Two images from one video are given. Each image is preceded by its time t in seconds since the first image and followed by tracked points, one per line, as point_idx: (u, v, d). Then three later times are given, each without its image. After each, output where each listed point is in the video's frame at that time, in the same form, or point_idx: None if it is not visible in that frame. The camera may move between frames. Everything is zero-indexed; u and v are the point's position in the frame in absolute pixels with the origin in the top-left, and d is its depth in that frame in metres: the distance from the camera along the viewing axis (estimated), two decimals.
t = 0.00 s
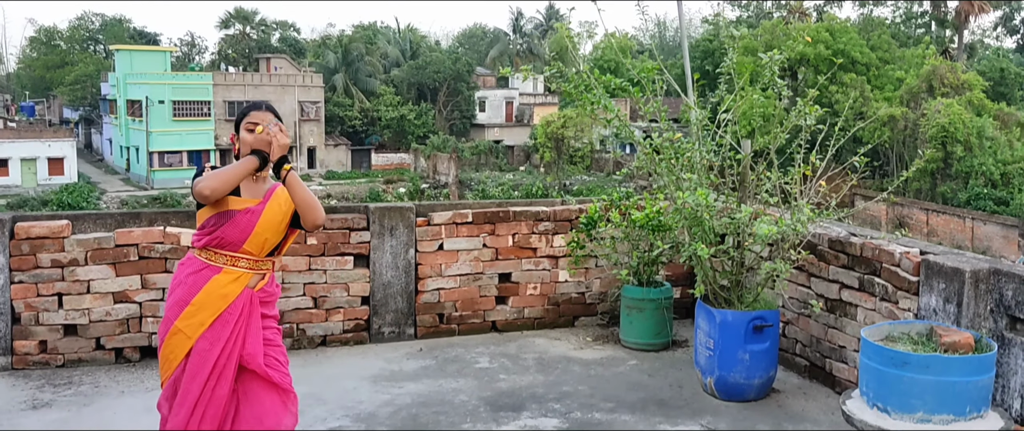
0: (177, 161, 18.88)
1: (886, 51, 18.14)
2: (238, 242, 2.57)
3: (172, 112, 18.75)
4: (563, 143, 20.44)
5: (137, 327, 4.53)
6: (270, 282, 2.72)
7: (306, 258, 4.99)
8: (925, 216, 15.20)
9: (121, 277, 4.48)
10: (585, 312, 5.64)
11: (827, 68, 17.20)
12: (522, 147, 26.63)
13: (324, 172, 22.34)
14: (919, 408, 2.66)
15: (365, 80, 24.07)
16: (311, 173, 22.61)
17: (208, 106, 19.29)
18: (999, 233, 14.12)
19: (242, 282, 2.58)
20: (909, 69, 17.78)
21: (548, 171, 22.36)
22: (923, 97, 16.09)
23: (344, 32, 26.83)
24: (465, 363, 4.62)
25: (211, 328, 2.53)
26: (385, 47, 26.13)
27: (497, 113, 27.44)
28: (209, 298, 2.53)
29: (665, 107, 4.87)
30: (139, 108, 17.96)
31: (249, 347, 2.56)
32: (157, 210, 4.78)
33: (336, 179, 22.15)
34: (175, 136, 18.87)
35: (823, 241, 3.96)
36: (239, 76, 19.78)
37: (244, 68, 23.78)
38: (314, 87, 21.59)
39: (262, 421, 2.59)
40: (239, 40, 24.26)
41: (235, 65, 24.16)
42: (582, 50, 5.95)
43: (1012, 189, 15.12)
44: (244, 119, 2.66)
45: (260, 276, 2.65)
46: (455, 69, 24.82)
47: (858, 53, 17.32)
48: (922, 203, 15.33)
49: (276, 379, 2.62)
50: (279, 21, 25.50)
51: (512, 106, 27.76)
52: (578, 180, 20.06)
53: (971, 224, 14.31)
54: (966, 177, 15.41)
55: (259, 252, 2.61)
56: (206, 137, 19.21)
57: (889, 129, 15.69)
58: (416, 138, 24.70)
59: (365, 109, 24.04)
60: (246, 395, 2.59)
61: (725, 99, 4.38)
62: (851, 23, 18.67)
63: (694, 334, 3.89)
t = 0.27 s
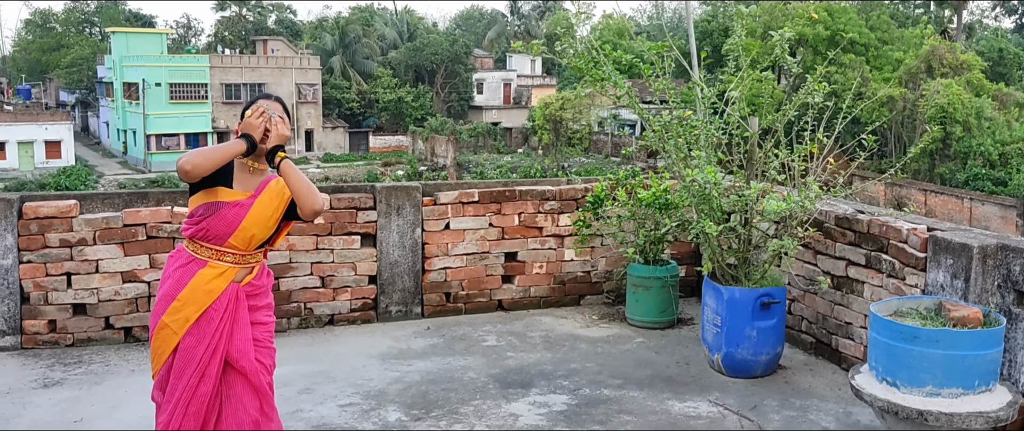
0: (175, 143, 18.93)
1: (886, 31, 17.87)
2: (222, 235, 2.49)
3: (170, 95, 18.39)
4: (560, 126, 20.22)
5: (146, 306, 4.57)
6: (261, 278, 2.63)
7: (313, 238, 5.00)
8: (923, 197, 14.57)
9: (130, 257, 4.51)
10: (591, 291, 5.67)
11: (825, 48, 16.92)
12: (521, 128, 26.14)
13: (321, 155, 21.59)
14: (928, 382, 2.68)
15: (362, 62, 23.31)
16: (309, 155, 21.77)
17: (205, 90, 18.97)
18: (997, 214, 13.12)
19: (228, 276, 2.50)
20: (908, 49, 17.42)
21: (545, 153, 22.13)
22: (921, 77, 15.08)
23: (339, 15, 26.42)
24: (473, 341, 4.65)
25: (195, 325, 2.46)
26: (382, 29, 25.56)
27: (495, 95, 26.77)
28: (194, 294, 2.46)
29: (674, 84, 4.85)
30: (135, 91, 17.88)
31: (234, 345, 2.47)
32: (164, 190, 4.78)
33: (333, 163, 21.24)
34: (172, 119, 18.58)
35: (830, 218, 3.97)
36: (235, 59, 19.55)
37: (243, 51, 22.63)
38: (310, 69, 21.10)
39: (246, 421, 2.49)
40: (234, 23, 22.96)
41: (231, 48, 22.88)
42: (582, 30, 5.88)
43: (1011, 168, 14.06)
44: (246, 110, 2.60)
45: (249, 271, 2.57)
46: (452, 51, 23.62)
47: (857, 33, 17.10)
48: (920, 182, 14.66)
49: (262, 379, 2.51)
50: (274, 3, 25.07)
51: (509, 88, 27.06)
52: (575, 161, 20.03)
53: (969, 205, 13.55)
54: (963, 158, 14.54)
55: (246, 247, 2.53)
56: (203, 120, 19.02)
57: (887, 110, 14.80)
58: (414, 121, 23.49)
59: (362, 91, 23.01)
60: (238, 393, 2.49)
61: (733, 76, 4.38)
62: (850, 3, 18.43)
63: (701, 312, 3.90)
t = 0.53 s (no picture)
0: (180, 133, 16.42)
1: (889, 19, 17.82)
2: (219, 231, 2.47)
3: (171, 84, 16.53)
4: (563, 114, 20.15)
5: (156, 292, 4.60)
6: (263, 270, 2.61)
7: (322, 225, 5.01)
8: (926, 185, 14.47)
9: (140, 243, 4.54)
10: (599, 277, 5.68)
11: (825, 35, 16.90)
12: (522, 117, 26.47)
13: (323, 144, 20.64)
14: (940, 367, 2.69)
15: (364, 50, 22.49)
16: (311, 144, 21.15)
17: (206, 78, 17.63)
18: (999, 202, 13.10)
19: (228, 272, 2.49)
20: (911, 36, 17.30)
21: (547, 141, 22.04)
22: (925, 65, 15.03)
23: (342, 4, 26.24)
24: (482, 327, 4.67)
25: (200, 323, 2.45)
26: (384, 16, 25.30)
27: (496, 84, 26.51)
28: (196, 291, 2.45)
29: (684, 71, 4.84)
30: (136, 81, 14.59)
31: (239, 341, 2.46)
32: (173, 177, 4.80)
33: (335, 151, 20.44)
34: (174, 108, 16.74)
35: (839, 204, 3.97)
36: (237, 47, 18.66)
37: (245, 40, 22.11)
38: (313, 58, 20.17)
39: (257, 416, 2.49)
40: (236, 11, 22.13)
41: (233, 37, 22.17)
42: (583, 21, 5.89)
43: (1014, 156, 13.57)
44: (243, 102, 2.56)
45: (250, 265, 2.56)
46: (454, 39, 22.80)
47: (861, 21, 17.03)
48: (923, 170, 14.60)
49: (270, 373, 2.51)
50: None
51: (512, 76, 27.12)
52: (578, 150, 19.99)
53: (970, 192, 13.48)
54: (967, 145, 14.09)
55: (246, 242, 2.51)
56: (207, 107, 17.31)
57: (891, 98, 15.04)
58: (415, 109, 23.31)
59: (364, 79, 22.35)
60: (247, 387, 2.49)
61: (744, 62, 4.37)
62: None
63: (709, 298, 3.91)
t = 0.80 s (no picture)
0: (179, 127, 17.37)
1: (891, 13, 17.78)
2: (226, 227, 2.46)
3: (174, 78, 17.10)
4: (565, 108, 20.12)
5: (161, 285, 4.61)
6: (270, 261, 2.62)
7: (327, 218, 5.02)
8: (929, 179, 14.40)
9: (145, 236, 4.55)
10: (603, 271, 5.68)
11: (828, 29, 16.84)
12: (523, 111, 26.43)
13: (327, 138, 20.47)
14: (946, 360, 2.69)
15: (366, 45, 22.80)
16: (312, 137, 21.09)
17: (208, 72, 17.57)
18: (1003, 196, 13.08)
19: (239, 268, 2.49)
20: (913, 30, 17.25)
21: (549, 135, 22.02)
22: (927, 59, 14.97)
23: None
24: (486, 320, 4.68)
25: (213, 320, 2.47)
26: (386, 10, 25.30)
27: (498, 78, 26.66)
28: (208, 289, 2.45)
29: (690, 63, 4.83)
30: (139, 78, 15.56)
31: (253, 336, 2.48)
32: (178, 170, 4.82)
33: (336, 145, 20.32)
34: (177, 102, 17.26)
35: (845, 197, 3.96)
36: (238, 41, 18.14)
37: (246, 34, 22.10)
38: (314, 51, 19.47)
39: (272, 409, 2.52)
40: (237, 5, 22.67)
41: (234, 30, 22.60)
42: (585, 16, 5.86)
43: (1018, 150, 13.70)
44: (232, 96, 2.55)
45: (259, 257, 2.57)
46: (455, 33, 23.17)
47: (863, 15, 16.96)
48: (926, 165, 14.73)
49: (283, 365, 2.53)
50: None
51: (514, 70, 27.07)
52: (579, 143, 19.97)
53: (973, 187, 13.46)
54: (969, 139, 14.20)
55: (252, 236, 2.52)
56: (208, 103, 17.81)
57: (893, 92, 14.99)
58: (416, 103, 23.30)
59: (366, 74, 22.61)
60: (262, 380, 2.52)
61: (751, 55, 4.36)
62: None
63: (714, 291, 3.91)
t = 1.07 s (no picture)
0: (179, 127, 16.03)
1: (891, 10, 17.79)
2: (232, 224, 2.48)
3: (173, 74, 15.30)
4: (566, 106, 20.14)
5: (162, 282, 4.61)
6: (273, 256, 2.64)
7: (327, 215, 5.00)
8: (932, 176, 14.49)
9: (145, 233, 4.54)
10: (604, 267, 5.68)
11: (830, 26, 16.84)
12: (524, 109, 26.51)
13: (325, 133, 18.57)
14: (949, 357, 2.68)
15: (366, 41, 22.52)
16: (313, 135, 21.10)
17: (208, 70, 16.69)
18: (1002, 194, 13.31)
19: (245, 264, 2.51)
20: (914, 28, 17.25)
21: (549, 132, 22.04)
22: (929, 56, 14.94)
23: None
24: (487, 317, 4.67)
25: (221, 317, 2.49)
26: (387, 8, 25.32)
27: (500, 75, 26.75)
28: (215, 285, 2.47)
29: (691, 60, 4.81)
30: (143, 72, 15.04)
31: (259, 331, 2.50)
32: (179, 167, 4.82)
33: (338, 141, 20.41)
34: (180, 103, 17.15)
35: (846, 194, 3.96)
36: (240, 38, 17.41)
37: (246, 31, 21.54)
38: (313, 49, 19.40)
39: (273, 405, 2.52)
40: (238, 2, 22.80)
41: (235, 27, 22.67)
42: (587, 14, 5.83)
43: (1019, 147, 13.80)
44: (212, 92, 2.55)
45: (263, 252, 2.59)
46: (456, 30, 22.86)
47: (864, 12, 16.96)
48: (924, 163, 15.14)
49: (288, 361, 2.55)
50: None
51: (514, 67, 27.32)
52: (580, 140, 19.93)
53: (974, 184, 13.46)
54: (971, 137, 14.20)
55: (257, 231, 2.54)
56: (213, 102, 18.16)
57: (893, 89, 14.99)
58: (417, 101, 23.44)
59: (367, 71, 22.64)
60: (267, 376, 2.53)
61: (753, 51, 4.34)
62: None
63: (715, 288, 3.90)
